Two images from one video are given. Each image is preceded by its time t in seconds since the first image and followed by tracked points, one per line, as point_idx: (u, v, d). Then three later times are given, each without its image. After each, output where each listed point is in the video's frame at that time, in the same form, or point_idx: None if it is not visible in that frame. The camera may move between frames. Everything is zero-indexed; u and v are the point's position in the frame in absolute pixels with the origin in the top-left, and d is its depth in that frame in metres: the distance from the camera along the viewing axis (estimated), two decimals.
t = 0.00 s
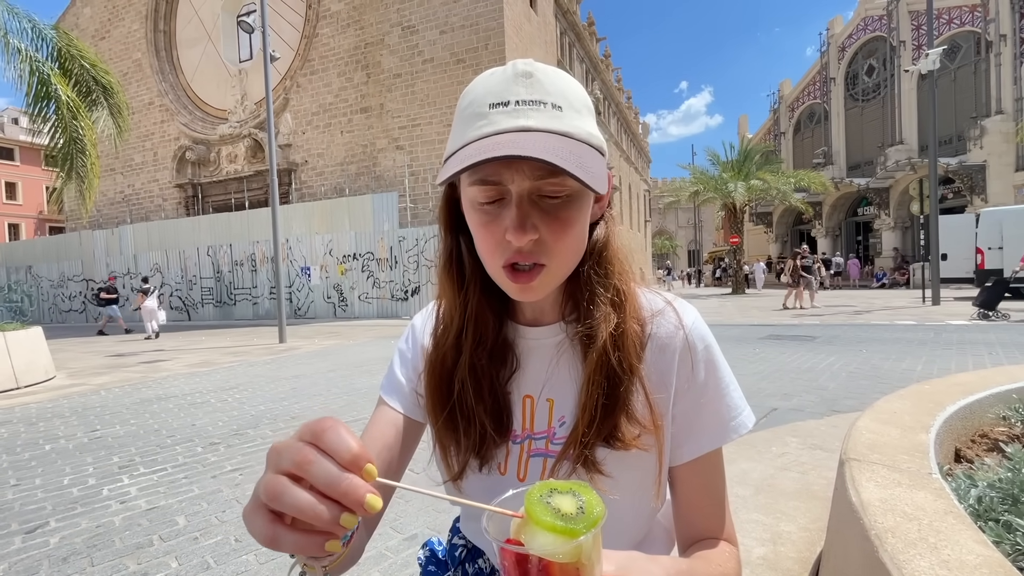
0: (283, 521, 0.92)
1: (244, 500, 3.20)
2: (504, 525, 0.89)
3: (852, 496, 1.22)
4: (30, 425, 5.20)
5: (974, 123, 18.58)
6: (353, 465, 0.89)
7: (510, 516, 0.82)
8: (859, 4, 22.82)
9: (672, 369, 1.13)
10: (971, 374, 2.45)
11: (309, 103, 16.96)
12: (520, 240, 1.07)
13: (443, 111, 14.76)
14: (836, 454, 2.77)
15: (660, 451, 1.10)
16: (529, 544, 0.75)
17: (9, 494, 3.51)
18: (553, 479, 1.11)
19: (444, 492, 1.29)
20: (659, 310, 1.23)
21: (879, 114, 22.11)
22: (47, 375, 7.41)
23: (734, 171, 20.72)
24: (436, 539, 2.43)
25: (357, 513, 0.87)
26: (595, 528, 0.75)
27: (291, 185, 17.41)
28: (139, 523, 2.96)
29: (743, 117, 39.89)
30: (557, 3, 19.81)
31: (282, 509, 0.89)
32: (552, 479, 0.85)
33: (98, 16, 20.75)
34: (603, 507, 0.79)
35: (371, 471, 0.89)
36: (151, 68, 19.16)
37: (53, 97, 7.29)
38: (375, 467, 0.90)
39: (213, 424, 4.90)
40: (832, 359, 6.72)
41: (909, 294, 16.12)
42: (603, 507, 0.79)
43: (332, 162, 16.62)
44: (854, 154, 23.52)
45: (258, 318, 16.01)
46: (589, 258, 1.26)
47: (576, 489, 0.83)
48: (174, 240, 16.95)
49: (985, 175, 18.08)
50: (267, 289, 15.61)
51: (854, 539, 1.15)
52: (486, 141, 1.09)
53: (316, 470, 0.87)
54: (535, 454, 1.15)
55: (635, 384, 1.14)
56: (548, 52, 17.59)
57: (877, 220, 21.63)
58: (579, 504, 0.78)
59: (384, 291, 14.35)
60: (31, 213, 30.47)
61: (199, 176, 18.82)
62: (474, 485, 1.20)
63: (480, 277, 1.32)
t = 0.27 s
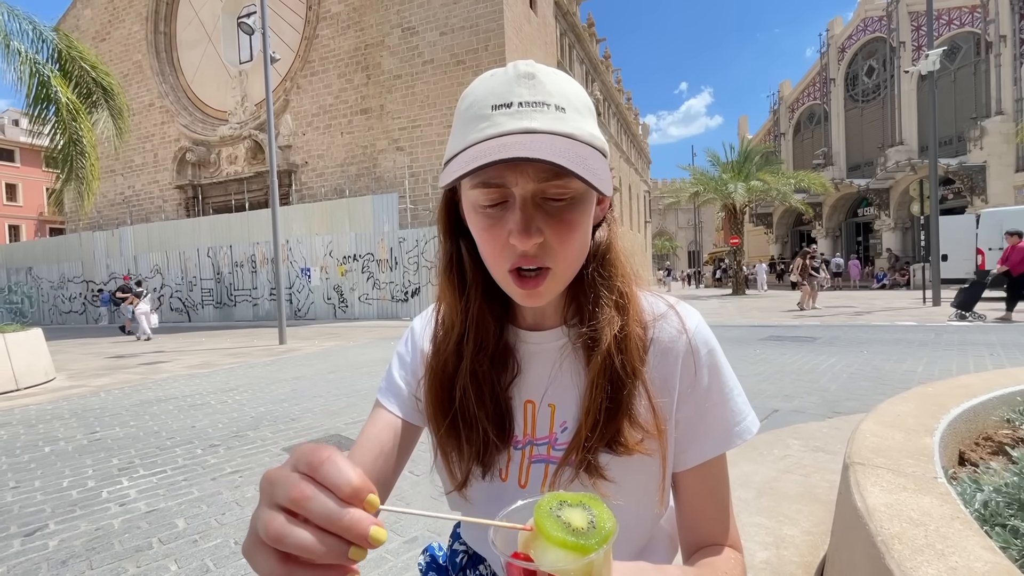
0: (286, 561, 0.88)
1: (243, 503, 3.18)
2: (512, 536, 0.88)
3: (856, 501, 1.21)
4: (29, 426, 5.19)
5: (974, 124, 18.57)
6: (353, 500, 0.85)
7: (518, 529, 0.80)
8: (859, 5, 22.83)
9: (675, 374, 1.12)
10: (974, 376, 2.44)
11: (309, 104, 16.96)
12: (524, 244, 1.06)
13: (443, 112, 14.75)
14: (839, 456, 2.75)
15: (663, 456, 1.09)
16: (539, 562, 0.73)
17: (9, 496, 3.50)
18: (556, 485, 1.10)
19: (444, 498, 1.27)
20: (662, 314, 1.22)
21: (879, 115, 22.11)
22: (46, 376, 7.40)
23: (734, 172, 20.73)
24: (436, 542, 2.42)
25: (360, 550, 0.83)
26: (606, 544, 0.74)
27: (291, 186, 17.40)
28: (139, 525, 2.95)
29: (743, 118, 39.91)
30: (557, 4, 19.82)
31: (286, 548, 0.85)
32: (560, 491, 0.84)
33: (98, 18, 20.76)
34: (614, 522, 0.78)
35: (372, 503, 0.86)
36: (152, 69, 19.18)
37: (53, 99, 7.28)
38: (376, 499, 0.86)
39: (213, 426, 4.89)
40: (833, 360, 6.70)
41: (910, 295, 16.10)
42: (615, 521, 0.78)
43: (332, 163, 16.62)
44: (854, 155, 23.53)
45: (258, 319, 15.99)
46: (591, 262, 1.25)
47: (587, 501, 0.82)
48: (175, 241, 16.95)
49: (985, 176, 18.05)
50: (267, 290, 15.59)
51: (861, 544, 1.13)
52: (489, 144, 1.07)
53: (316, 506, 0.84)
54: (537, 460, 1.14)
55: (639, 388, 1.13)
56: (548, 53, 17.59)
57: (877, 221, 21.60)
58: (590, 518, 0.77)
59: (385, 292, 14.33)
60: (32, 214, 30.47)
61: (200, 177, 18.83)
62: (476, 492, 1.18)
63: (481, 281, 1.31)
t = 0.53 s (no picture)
0: (307, 517, 0.88)
1: (243, 505, 3.17)
2: (517, 540, 0.87)
3: (859, 505, 1.20)
4: (30, 428, 5.19)
5: (974, 125, 18.56)
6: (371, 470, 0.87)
7: (525, 531, 0.80)
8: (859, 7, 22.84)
9: (677, 378, 1.11)
10: (976, 378, 2.43)
11: (310, 106, 16.97)
12: (524, 245, 1.05)
13: (443, 113, 14.75)
14: (840, 458, 2.74)
15: (665, 461, 1.08)
16: (544, 567, 0.73)
17: (8, 498, 3.49)
18: (557, 489, 1.09)
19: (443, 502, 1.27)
20: (664, 317, 1.21)
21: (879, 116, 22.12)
22: (46, 378, 7.40)
23: (734, 173, 20.73)
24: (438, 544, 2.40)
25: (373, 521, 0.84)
26: (616, 552, 0.74)
27: (291, 188, 17.40)
28: (139, 527, 2.94)
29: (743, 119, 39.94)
30: (558, 6, 19.83)
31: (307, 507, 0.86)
32: (568, 497, 0.84)
33: (100, 20, 20.79)
34: (621, 529, 0.78)
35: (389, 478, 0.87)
36: (152, 71, 19.21)
37: (54, 100, 7.29)
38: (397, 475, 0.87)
39: (213, 428, 4.87)
40: (834, 362, 6.70)
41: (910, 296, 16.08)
42: (622, 528, 0.78)
43: (332, 165, 16.63)
44: (854, 156, 23.53)
45: (259, 321, 16.00)
46: (592, 264, 1.25)
47: (594, 508, 0.81)
48: (175, 243, 16.96)
49: (985, 177, 18.01)
50: (268, 291, 15.59)
51: (864, 548, 1.13)
52: (488, 145, 1.06)
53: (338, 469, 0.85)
54: (537, 464, 1.13)
55: (640, 393, 1.12)
56: (548, 54, 17.59)
57: (877, 222, 21.59)
58: (596, 524, 0.76)
59: (385, 293, 14.32)
60: (32, 216, 30.47)
61: (200, 179, 18.83)
62: (478, 496, 1.18)
63: (479, 285, 1.31)
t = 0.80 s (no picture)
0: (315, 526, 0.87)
1: (244, 506, 3.17)
2: (524, 540, 0.87)
3: (862, 508, 1.20)
4: (30, 429, 5.18)
5: (975, 127, 18.56)
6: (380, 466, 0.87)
7: (532, 532, 0.80)
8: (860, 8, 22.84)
9: (679, 377, 1.11)
10: (979, 380, 2.42)
11: (311, 107, 16.98)
12: (533, 231, 1.05)
13: (445, 115, 14.75)
14: (842, 461, 2.74)
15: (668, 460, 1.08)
16: (552, 569, 0.73)
17: (8, 499, 3.49)
18: (560, 490, 1.08)
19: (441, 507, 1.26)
20: (665, 316, 1.21)
21: (880, 117, 22.12)
22: (47, 379, 7.39)
23: (735, 175, 20.72)
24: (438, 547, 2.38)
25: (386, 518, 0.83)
26: (628, 558, 0.74)
27: (292, 189, 17.40)
28: (138, 529, 2.94)
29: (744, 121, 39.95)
30: (559, 8, 19.85)
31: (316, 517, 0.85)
32: (577, 498, 0.83)
33: (101, 21, 20.81)
34: (631, 533, 0.78)
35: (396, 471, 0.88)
36: (154, 73, 19.23)
37: (56, 102, 7.29)
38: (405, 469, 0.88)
39: (214, 429, 4.87)
40: (835, 364, 6.68)
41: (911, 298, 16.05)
42: (634, 532, 0.78)
43: (333, 166, 16.64)
44: (855, 158, 23.53)
45: (259, 321, 15.99)
46: (592, 262, 1.25)
47: (604, 511, 0.81)
48: (176, 244, 16.97)
49: (986, 179, 17.97)
50: (268, 292, 15.59)
51: (868, 552, 1.12)
52: (494, 132, 1.06)
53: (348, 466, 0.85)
54: (539, 466, 1.12)
55: (642, 391, 1.11)
56: (549, 56, 17.60)
57: (878, 223, 21.58)
58: (607, 528, 0.76)
59: (385, 294, 14.32)
60: (34, 217, 30.50)
61: (201, 180, 18.84)
62: (479, 500, 1.17)
63: (478, 289, 1.31)
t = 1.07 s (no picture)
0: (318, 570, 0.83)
1: (244, 507, 3.16)
2: (518, 545, 0.87)
3: (865, 510, 1.19)
4: (30, 429, 5.18)
5: (976, 129, 18.54)
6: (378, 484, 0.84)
7: (526, 537, 0.80)
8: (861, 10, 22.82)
9: (676, 376, 1.10)
10: (981, 382, 2.41)
11: (313, 108, 16.99)
12: (528, 215, 1.04)
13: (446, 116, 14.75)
14: (843, 463, 2.72)
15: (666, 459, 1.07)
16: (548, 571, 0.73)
17: (8, 499, 3.48)
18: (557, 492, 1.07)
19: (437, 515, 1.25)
20: (659, 315, 1.20)
21: (881, 119, 22.12)
22: (47, 379, 7.39)
23: (736, 176, 20.71)
24: (437, 549, 2.37)
25: (411, 514, 0.84)
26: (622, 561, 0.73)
27: (293, 190, 17.40)
28: (138, 529, 2.93)
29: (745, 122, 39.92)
30: (560, 9, 19.84)
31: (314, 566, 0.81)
32: (574, 502, 0.83)
33: (103, 21, 20.82)
34: (628, 537, 0.77)
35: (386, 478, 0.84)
36: (156, 73, 19.26)
37: (58, 101, 7.29)
38: (391, 470, 0.85)
39: (214, 429, 4.87)
40: (836, 365, 6.67)
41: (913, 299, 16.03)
42: (628, 534, 0.78)
43: (334, 166, 16.65)
44: (856, 159, 23.53)
45: (260, 322, 16.01)
46: (584, 257, 1.25)
47: (600, 513, 0.81)
48: (177, 244, 16.99)
49: (987, 181, 17.93)
50: (269, 292, 15.59)
51: (869, 554, 1.11)
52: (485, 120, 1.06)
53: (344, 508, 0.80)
54: (536, 470, 1.12)
55: (638, 387, 1.11)
56: (550, 57, 17.60)
57: (879, 225, 21.57)
58: (603, 534, 0.75)
59: (386, 295, 14.32)
60: (36, 217, 30.52)
61: (203, 180, 18.86)
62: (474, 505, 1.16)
63: (469, 291, 1.30)
